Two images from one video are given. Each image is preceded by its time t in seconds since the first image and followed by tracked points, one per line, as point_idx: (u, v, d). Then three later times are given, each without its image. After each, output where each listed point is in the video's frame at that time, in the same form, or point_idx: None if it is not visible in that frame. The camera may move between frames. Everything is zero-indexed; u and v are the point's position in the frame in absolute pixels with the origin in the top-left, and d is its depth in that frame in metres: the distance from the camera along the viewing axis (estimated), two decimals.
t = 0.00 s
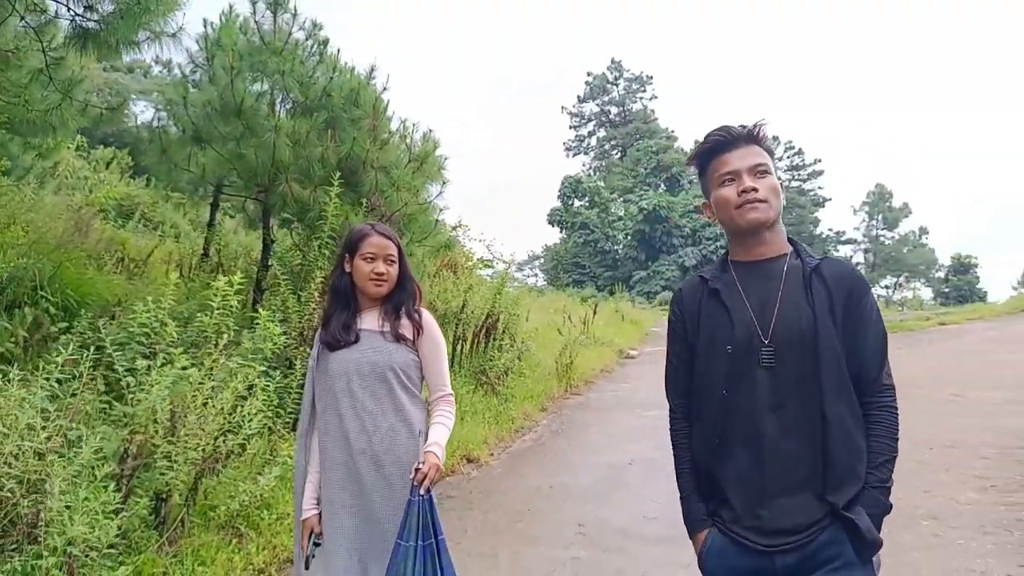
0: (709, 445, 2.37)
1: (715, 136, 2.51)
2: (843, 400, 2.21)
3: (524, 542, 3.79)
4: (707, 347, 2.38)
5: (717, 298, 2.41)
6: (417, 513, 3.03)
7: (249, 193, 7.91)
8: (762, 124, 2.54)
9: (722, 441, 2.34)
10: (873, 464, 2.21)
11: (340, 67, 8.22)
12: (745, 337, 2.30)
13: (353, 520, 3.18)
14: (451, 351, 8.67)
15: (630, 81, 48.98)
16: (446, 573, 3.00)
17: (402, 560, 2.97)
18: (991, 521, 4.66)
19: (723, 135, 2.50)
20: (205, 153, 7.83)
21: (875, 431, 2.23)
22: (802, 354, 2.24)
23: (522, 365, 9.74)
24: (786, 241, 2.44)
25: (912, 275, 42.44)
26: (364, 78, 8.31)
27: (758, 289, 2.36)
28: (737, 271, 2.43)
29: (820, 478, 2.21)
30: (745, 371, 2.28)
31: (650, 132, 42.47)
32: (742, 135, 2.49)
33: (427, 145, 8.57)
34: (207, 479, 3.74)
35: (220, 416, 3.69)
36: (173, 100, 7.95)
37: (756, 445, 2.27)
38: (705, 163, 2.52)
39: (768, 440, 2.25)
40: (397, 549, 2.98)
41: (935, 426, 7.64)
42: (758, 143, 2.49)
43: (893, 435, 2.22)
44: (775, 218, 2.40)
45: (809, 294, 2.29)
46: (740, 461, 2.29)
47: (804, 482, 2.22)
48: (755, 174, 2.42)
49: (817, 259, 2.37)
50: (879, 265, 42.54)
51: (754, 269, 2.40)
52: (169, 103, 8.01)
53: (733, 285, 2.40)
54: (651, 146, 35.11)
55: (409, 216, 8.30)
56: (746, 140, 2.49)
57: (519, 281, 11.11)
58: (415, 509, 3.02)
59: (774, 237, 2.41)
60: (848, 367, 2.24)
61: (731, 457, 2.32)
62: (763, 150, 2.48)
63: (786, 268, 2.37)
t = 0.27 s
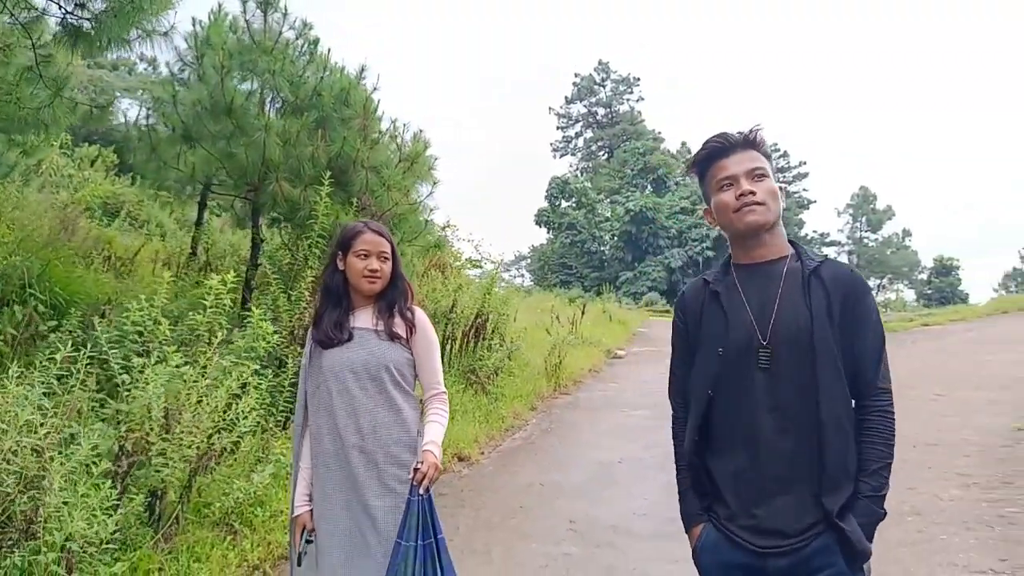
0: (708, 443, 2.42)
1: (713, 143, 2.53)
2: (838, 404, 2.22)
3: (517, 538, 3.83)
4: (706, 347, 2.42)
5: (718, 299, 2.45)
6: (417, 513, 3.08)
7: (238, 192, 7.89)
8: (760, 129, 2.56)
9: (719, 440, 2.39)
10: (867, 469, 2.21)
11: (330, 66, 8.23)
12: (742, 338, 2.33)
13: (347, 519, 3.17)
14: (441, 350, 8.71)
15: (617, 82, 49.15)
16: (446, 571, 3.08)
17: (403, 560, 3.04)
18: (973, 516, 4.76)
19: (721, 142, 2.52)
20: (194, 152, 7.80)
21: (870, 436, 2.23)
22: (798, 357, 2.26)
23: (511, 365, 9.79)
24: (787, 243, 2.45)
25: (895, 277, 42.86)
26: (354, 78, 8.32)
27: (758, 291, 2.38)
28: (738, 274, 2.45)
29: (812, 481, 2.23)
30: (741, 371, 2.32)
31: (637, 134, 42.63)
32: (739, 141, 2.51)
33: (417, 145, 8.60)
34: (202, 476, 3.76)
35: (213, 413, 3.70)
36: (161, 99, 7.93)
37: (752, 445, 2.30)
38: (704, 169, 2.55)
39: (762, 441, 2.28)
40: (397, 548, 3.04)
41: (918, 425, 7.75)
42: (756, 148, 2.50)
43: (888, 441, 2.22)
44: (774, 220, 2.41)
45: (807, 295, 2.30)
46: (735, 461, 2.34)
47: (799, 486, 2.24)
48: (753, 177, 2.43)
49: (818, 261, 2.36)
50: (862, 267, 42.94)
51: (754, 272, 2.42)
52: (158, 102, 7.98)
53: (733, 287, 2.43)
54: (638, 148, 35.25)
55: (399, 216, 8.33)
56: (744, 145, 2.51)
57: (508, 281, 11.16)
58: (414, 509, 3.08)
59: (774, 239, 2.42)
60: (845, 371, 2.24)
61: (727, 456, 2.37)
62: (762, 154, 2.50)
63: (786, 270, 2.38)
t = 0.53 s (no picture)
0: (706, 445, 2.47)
1: (713, 153, 2.58)
2: (833, 412, 2.24)
3: (507, 535, 3.87)
4: (706, 351, 2.46)
5: (719, 303, 2.49)
6: (413, 511, 3.15)
7: (227, 190, 7.88)
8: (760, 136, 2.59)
9: (717, 443, 2.43)
10: (862, 480, 2.22)
11: (319, 65, 8.23)
12: (741, 343, 2.37)
13: (336, 518, 3.13)
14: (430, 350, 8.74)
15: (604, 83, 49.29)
16: (444, 566, 3.15)
17: (401, 557, 3.10)
18: (954, 513, 4.84)
19: (721, 151, 2.56)
20: (181, 151, 7.73)
21: (867, 448, 2.22)
22: (795, 364, 2.28)
23: (500, 364, 9.84)
24: (790, 248, 2.48)
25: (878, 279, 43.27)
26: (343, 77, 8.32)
27: (758, 297, 2.40)
28: (740, 280, 2.49)
29: (805, 490, 2.26)
30: (739, 376, 2.36)
31: (624, 135, 42.79)
32: (738, 149, 2.55)
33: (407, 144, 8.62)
34: (195, 473, 3.76)
35: (206, 411, 3.70)
36: (149, 96, 7.89)
37: (747, 451, 2.34)
38: (705, 179, 2.59)
39: (758, 447, 2.32)
40: (395, 546, 3.11)
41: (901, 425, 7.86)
42: (756, 155, 2.54)
43: (885, 452, 2.21)
44: (774, 225, 2.44)
45: (806, 302, 2.32)
46: (731, 464, 2.38)
47: (792, 494, 2.27)
48: (753, 183, 2.47)
49: (818, 267, 2.37)
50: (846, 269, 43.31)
51: (756, 278, 2.44)
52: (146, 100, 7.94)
53: (733, 292, 2.47)
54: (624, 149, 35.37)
55: (388, 215, 8.35)
56: (743, 152, 2.55)
57: (497, 280, 11.19)
58: (411, 506, 3.15)
59: (776, 244, 2.45)
60: (842, 380, 2.26)
61: (723, 459, 2.41)
62: (762, 161, 2.53)
63: (786, 275, 2.39)
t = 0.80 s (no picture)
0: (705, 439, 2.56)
1: (722, 150, 2.63)
2: (828, 410, 2.31)
3: (499, 531, 3.93)
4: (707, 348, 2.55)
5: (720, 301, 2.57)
6: (410, 504, 3.20)
7: (217, 190, 7.89)
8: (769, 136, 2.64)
9: (714, 438, 2.51)
10: (856, 479, 2.28)
11: (310, 65, 8.24)
12: (740, 341, 2.45)
13: (330, 511, 3.19)
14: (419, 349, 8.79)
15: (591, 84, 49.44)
16: (440, 558, 3.21)
17: (398, 549, 3.13)
18: (935, 509, 4.95)
19: (730, 148, 2.62)
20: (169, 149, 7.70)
21: (864, 446, 2.28)
22: (793, 363, 2.35)
23: (489, 364, 9.90)
24: (792, 248, 2.54)
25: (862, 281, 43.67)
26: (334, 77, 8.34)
27: (759, 296, 2.48)
28: (742, 277, 2.56)
29: (800, 487, 2.33)
30: (738, 373, 2.44)
31: (611, 136, 42.95)
32: (747, 147, 2.60)
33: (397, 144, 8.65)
34: (191, 469, 3.81)
35: (202, 408, 3.75)
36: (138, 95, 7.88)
37: (744, 447, 2.42)
38: (713, 174, 2.65)
39: (754, 443, 2.40)
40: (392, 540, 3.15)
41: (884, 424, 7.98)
42: (764, 153, 2.59)
43: (881, 451, 2.27)
44: (778, 224, 2.50)
45: (804, 302, 2.39)
46: (728, 459, 2.46)
47: (787, 490, 2.35)
48: (759, 182, 2.52)
49: (820, 266, 2.44)
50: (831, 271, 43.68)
51: (758, 275, 2.52)
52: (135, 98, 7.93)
53: (735, 291, 2.55)
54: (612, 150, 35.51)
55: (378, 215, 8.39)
56: (752, 150, 2.60)
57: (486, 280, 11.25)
58: (407, 501, 3.19)
59: (779, 243, 2.51)
60: (838, 380, 2.33)
61: (721, 454, 2.49)
62: (771, 160, 2.58)
63: (787, 274, 2.47)
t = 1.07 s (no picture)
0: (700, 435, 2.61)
1: (733, 145, 2.67)
2: (824, 411, 2.37)
3: (490, 527, 3.98)
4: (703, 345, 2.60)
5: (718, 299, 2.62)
6: (407, 500, 3.22)
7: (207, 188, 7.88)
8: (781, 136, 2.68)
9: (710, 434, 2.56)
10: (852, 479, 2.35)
11: (301, 63, 8.24)
12: (738, 340, 2.50)
13: (325, 507, 3.23)
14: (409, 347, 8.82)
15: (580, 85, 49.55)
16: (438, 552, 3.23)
17: (396, 545, 3.16)
18: (917, 506, 5.04)
19: (741, 144, 2.66)
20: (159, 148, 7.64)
21: (860, 447, 2.36)
22: (790, 363, 2.40)
23: (479, 362, 9.94)
24: (795, 249, 2.59)
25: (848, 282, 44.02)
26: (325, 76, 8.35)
27: (757, 296, 2.53)
28: (741, 274, 2.62)
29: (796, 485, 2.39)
30: (735, 371, 2.49)
31: (600, 137, 43.05)
32: (759, 144, 2.64)
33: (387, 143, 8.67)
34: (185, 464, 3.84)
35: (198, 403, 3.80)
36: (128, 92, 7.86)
37: (740, 444, 2.47)
38: (722, 168, 2.69)
39: (751, 441, 2.45)
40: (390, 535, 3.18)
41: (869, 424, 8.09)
42: (774, 153, 2.63)
43: (876, 453, 2.34)
44: (782, 225, 2.54)
45: (802, 303, 2.45)
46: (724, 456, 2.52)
47: (783, 489, 2.41)
48: (766, 181, 2.56)
49: (819, 270, 2.48)
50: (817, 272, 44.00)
51: (759, 273, 2.57)
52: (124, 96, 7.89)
53: (732, 289, 2.61)
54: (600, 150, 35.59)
55: (369, 213, 8.41)
56: (763, 149, 2.64)
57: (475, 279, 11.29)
58: (405, 496, 3.22)
59: (781, 244, 2.56)
60: (835, 381, 2.39)
61: (716, 450, 2.54)
62: (780, 160, 2.62)
63: (786, 276, 2.52)
